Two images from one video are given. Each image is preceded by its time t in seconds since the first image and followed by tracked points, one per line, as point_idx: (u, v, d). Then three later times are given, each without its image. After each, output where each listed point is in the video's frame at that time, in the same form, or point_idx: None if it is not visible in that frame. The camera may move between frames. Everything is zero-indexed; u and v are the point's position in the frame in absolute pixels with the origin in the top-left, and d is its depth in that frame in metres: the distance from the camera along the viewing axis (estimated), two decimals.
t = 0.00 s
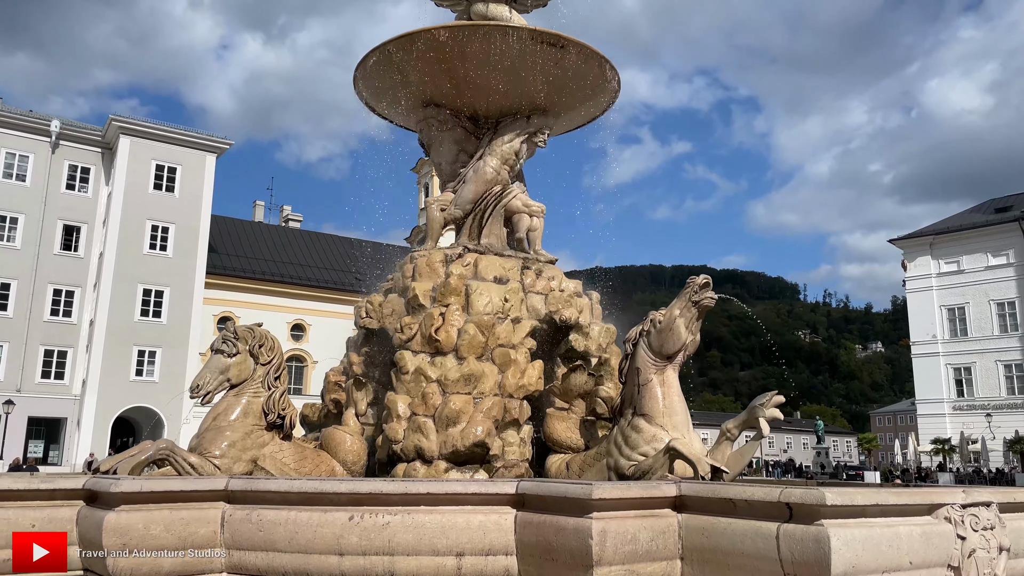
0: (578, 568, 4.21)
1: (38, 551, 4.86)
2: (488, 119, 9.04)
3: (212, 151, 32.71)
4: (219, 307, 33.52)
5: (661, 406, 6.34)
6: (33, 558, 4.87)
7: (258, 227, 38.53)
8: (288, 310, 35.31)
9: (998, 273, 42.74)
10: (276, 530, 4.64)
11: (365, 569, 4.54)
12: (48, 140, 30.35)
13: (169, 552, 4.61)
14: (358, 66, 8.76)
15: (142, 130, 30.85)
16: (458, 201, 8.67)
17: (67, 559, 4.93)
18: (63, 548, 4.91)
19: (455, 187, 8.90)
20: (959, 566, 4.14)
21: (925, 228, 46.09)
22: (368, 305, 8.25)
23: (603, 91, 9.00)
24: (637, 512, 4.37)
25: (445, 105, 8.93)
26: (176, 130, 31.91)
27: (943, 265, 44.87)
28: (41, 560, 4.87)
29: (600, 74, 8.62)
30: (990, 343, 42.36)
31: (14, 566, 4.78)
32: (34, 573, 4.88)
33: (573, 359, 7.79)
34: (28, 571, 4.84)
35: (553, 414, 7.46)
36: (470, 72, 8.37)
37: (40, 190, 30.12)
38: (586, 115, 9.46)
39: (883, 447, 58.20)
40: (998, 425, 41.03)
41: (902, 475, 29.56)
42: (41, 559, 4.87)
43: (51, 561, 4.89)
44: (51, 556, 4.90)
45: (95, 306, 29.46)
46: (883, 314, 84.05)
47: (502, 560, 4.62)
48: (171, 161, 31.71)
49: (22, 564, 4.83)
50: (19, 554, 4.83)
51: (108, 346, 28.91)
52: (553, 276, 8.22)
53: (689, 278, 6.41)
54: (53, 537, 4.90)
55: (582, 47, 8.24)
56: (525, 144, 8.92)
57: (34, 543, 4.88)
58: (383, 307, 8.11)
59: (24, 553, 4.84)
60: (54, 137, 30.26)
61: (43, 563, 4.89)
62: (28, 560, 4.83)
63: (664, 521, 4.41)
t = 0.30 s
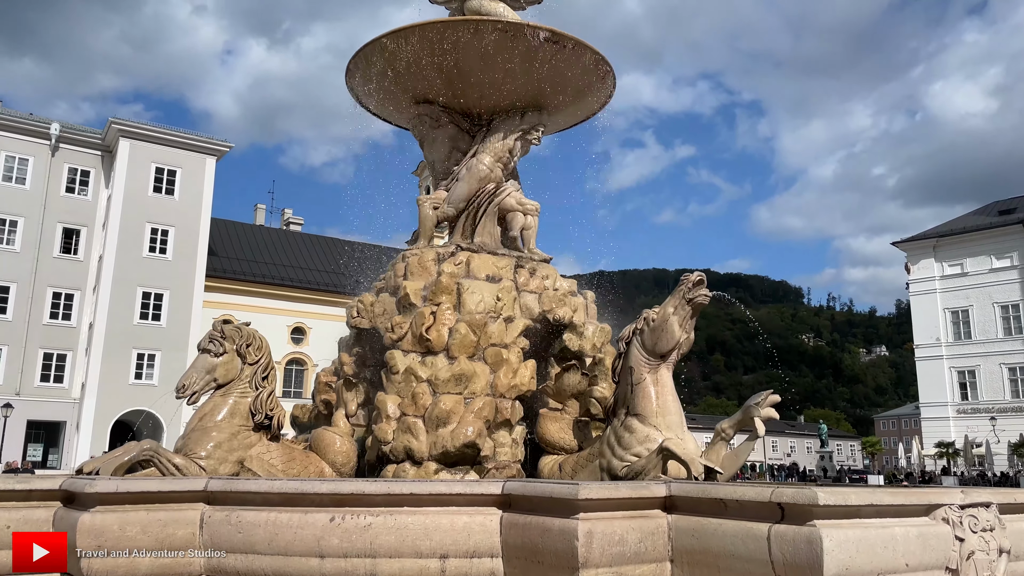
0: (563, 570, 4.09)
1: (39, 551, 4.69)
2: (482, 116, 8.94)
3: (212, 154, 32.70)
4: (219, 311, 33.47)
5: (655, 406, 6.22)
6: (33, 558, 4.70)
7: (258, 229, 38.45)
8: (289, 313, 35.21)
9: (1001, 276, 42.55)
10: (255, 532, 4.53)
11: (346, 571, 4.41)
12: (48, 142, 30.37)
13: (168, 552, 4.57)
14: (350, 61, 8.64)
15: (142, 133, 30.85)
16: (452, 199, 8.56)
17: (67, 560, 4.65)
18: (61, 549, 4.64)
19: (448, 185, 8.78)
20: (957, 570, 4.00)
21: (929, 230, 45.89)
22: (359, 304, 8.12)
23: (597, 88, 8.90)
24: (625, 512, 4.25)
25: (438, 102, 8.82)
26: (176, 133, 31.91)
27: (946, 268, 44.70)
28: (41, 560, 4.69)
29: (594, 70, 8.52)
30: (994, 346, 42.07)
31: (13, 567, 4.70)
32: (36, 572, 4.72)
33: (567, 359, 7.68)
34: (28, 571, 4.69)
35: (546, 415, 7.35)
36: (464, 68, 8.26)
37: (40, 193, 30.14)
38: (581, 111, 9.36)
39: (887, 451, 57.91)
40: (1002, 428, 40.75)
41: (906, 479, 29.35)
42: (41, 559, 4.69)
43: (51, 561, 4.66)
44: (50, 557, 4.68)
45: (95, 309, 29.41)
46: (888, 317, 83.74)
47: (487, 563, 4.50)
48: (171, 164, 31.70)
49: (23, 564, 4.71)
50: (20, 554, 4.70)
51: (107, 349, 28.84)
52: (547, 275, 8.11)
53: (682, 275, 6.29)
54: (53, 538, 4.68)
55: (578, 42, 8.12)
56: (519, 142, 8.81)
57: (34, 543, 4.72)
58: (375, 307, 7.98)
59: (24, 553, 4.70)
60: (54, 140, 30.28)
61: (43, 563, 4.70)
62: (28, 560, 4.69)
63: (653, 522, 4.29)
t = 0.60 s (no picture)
0: None
1: (37, 551, 4.40)
2: (474, 116, 8.83)
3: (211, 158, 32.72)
4: (219, 315, 33.45)
5: (647, 409, 6.09)
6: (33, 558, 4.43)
7: (259, 233, 38.36)
8: (289, 317, 35.14)
9: (1005, 279, 42.35)
10: (232, 538, 4.41)
11: None
12: (48, 146, 30.39)
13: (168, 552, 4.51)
14: (341, 62, 8.56)
15: (141, 137, 30.86)
16: (444, 200, 8.44)
17: (69, 558, 4.31)
18: (62, 549, 4.32)
19: (440, 186, 8.67)
20: None
21: (932, 234, 45.71)
22: (349, 307, 8.00)
23: (590, 87, 8.79)
24: (611, 518, 4.13)
25: (430, 102, 8.72)
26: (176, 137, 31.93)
27: (949, 272, 44.54)
28: (42, 560, 4.37)
29: (587, 69, 8.41)
30: (998, 350, 41.79)
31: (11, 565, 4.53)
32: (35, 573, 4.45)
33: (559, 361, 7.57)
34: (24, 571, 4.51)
35: (538, 418, 7.23)
36: (454, 68, 8.16)
37: (40, 197, 30.17)
38: (575, 111, 9.27)
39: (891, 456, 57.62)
40: (1006, 433, 40.45)
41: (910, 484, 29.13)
42: (41, 558, 4.37)
43: (51, 560, 4.33)
44: (50, 557, 4.35)
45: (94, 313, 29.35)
46: (892, 321, 83.42)
47: (469, 571, 4.38)
48: (171, 168, 31.73)
49: (20, 564, 4.52)
50: (22, 553, 4.49)
51: (107, 353, 28.78)
52: (539, 277, 8.00)
53: (674, 276, 6.17)
54: (52, 537, 4.35)
55: (570, 41, 8.03)
56: (512, 142, 8.70)
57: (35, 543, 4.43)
58: (365, 309, 7.85)
59: (26, 553, 4.46)
60: (53, 144, 30.30)
61: (44, 563, 4.38)
62: (24, 560, 4.51)
63: (640, 529, 4.17)
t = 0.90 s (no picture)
0: None
1: (38, 551, 4.23)
2: (468, 116, 8.75)
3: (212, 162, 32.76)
4: (220, 319, 33.45)
5: (640, 412, 5.97)
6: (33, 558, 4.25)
7: (260, 237, 38.33)
8: (289, 321, 35.13)
9: (1010, 283, 42.10)
10: (209, 542, 4.30)
11: None
12: (48, 151, 30.46)
13: (169, 553, 4.40)
14: (333, 60, 8.47)
15: (142, 141, 30.93)
16: (436, 200, 8.34)
17: (68, 559, 4.27)
18: (63, 549, 4.24)
19: (433, 186, 8.56)
20: None
21: (935, 237, 45.53)
22: (341, 308, 7.90)
23: (585, 86, 8.72)
24: (598, 522, 4.02)
25: (422, 101, 8.63)
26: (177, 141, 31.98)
27: (954, 275, 44.33)
28: (42, 561, 4.24)
29: (582, 67, 8.32)
30: (1002, 354, 41.51)
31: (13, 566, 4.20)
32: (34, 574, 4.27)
33: (553, 363, 7.45)
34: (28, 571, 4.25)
35: (530, 421, 7.10)
36: (447, 66, 8.06)
37: (40, 201, 30.21)
38: (570, 111, 9.19)
39: (896, 461, 57.27)
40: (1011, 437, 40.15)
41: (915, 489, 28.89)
42: (41, 559, 4.24)
43: (50, 561, 4.24)
44: (51, 557, 4.25)
45: (95, 318, 29.31)
46: (896, 326, 83.13)
47: None
48: (171, 172, 31.77)
49: (23, 563, 4.24)
50: (18, 553, 4.22)
51: (107, 358, 28.73)
52: (533, 277, 7.90)
53: (668, 275, 6.06)
54: (53, 537, 4.25)
55: (565, 39, 7.93)
56: (506, 141, 8.59)
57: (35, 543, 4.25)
58: (357, 310, 7.74)
59: (23, 553, 4.23)
60: (54, 148, 30.35)
61: (44, 564, 4.26)
62: (28, 560, 4.24)
63: (627, 532, 4.06)
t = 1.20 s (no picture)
0: None
1: (38, 551, 4.16)
2: (462, 115, 8.64)
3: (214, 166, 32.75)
4: (222, 324, 33.44)
5: (634, 413, 5.85)
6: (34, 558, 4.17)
7: (262, 242, 38.31)
8: (292, 326, 34.94)
9: (1015, 286, 41.81)
10: (188, 547, 4.18)
11: None
12: (50, 155, 30.52)
13: (169, 552, 4.24)
14: (326, 58, 8.38)
15: (143, 146, 30.92)
16: (430, 200, 8.23)
17: (69, 560, 4.17)
18: (63, 549, 4.17)
19: (427, 186, 8.46)
20: None
21: (940, 241, 45.28)
22: (332, 310, 7.78)
23: (581, 85, 8.59)
24: (588, 526, 3.90)
25: (416, 99, 8.53)
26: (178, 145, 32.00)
27: (959, 278, 44.10)
28: (42, 561, 4.16)
29: (577, 65, 8.20)
30: (1008, 358, 41.18)
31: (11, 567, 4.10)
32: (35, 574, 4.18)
33: (547, 365, 7.32)
34: (27, 573, 4.15)
35: (524, 424, 6.95)
36: (440, 64, 7.96)
37: (42, 206, 30.27)
38: (566, 110, 9.08)
39: (902, 466, 56.93)
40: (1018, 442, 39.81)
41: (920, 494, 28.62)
42: (42, 559, 4.17)
43: (51, 562, 4.16)
44: (51, 558, 4.18)
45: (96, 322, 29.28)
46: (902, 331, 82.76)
47: None
48: (173, 177, 31.77)
49: (22, 564, 4.15)
50: (18, 554, 4.13)
51: (108, 362, 28.67)
52: (528, 279, 7.77)
53: (663, 275, 5.94)
54: (53, 537, 4.18)
55: (560, 36, 7.81)
56: (501, 141, 8.48)
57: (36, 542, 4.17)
58: (349, 312, 7.62)
59: (23, 553, 4.15)
60: (56, 152, 30.42)
61: (44, 565, 4.18)
62: (27, 560, 4.15)
63: (616, 537, 3.93)
